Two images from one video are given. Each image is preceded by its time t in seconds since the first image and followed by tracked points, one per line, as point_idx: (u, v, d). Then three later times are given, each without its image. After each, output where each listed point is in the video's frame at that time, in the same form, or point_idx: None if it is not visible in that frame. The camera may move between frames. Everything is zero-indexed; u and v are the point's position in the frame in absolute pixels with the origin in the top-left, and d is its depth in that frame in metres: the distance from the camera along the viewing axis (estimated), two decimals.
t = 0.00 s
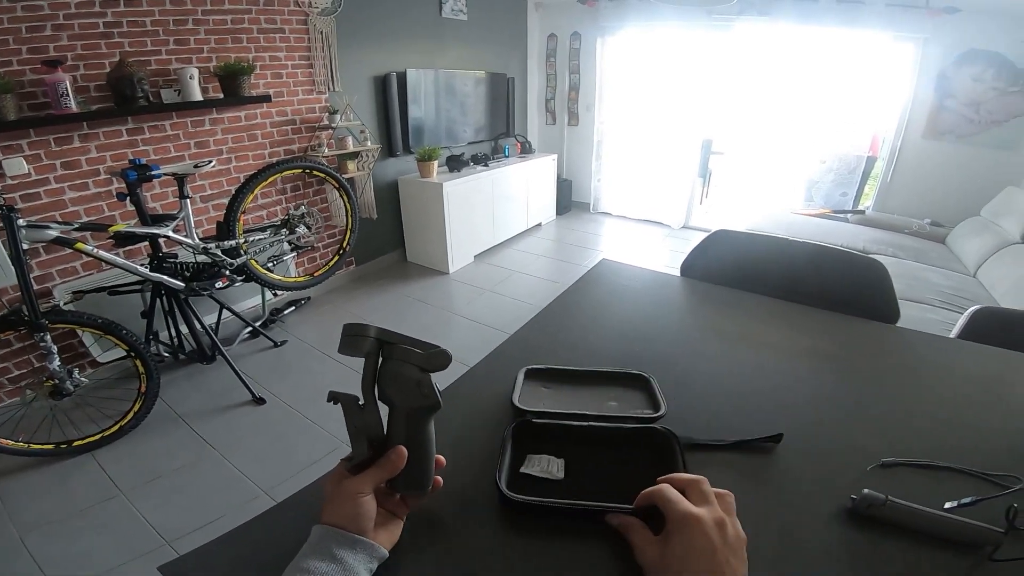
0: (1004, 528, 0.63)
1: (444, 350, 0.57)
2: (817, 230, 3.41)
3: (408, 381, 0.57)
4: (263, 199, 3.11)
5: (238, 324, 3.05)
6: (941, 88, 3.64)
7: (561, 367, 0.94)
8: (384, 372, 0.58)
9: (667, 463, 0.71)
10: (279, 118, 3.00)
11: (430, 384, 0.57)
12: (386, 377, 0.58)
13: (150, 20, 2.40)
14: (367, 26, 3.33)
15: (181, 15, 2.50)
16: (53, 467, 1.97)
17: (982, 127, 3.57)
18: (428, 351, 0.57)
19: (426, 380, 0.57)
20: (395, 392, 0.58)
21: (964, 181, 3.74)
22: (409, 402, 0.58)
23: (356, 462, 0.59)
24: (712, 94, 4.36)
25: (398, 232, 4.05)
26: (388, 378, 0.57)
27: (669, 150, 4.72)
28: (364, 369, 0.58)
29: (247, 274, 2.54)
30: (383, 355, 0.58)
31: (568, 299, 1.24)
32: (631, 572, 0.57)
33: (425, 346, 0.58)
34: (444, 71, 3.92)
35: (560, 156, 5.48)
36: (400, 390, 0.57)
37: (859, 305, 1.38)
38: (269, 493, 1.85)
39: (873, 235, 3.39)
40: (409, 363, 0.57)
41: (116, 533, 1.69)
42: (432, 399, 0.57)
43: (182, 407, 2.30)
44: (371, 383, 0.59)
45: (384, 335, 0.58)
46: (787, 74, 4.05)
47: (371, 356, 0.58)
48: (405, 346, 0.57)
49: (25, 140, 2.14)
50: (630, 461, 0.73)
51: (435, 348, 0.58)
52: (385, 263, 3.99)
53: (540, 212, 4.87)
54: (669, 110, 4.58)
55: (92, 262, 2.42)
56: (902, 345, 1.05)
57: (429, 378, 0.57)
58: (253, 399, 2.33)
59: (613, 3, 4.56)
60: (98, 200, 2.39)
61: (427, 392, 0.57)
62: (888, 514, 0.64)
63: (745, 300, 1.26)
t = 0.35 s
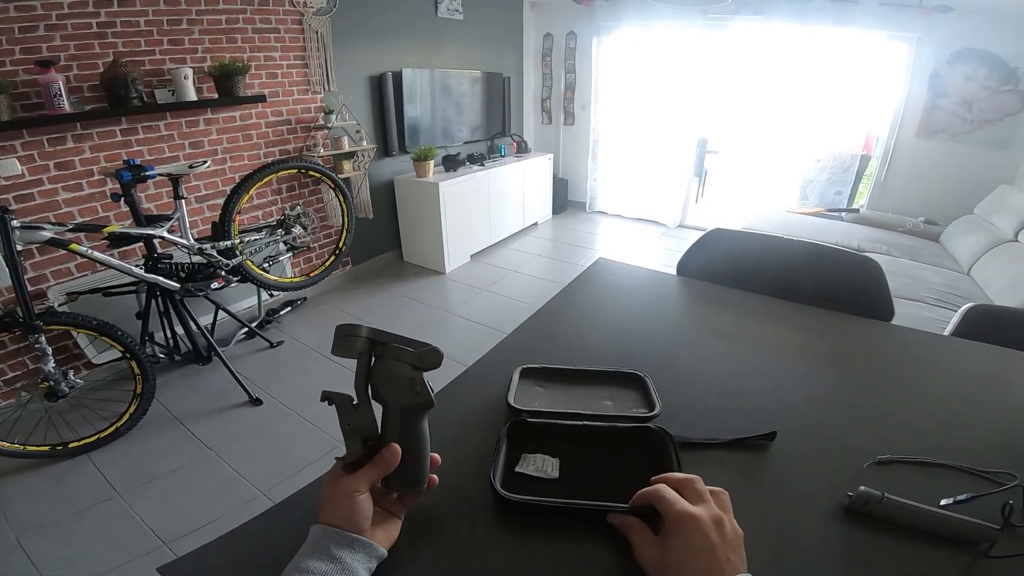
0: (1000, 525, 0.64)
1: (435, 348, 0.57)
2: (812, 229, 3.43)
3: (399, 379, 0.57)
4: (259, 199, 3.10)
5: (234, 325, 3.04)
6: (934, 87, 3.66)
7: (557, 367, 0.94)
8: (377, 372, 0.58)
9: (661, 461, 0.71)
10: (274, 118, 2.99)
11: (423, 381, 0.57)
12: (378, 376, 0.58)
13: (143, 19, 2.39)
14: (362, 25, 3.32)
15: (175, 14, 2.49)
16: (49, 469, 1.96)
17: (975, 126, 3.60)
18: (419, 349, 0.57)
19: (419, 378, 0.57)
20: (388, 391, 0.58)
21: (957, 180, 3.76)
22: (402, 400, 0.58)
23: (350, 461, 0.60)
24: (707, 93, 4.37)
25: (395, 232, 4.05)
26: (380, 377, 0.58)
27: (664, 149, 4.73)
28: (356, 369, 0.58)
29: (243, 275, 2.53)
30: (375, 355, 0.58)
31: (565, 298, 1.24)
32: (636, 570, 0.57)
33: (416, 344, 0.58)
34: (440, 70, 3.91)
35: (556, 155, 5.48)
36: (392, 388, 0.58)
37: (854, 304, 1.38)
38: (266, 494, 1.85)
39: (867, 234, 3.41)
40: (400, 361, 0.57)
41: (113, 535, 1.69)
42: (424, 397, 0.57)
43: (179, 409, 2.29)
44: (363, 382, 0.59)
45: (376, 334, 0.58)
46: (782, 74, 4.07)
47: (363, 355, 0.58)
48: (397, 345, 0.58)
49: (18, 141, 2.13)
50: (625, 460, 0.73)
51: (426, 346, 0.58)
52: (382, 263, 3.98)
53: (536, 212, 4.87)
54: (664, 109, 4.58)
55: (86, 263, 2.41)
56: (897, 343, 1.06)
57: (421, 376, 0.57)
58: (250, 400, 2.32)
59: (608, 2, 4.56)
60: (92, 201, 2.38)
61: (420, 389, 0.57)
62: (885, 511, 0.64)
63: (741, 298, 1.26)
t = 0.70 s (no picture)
0: (999, 525, 0.64)
1: (432, 350, 0.57)
2: (810, 230, 3.44)
3: (397, 380, 0.57)
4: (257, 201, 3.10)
5: (232, 326, 3.03)
6: (931, 88, 3.68)
7: (525, 373, 0.93)
8: (374, 374, 0.58)
9: (641, 467, 0.71)
10: (272, 119, 2.99)
11: (420, 383, 0.58)
12: (376, 379, 0.58)
13: (142, 20, 2.39)
14: (361, 26, 3.33)
15: (174, 15, 2.49)
16: (46, 471, 1.95)
17: (972, 127, 3.62)
18: (417, 351, 0.58)
19: (416, 379, 0.58)
20: (385, 393, 0.58)
21: (954, 181, 3.78)
22: (399, 402, 0.58)
23: (349, 462, 0.60)
24: (705, 95, 4.38)
25: (393, 234, 4.05)
26: (378, 379, 0.58)
27: (662, 150, 4.74)
28: (354, 371, 0.59)
29: (242, 276, 2.53)
30: (373, 357, 0.59)
31: (564, 300, 1.25)
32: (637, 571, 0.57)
33: (413, 347, 0.58)
34: (439, 71, 3.92)
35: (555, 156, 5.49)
36: (390, 390, 0.58)
37: (851, 305, 1.39)
38: (265, 495, 1.84)
39: (865, 235, 3.42)
40: (398, 363, 0.58)
41: (111, 537, 1.68)
42: (423, 398, 0.58)
43: (177, 410, 2.28)
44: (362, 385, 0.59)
45: (374, 337, 0.58)
46: (780, 75, 4.09)
47: (361, 358, 0.58)
48: (394, 348, 0.58)
49: (16, 142, 2.13)
50: (604, 465, 0.73)
51: (423, 348, 0.58)
52: (380, 264, 3.98)
53: (534, 213, 4.88)
54: (663, 110, 4.60)
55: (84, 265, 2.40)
56: (895, 345, 1.06)
57: (418, 377, 0.57)
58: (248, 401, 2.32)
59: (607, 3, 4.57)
60: (90, 202, 2.38)
61: (418, 391, 0.58)
62: (884, 511, 0.64)
63: (738, 300, 1.26)
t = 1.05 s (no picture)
0: (986, 525, 0.65)
1: (438, 358, 0.58)
2: (804, 232, 3.46)
3: (403, 388, 0.58)
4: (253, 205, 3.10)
5: (228, 332, 3.02)
6: (923, 90, 3.72)
7: (521, 376, 0.94)
8: (381, 382, 0.59)
9: (632, 470, 0.72)
10: (268, 124, 2.99)
11: (426, 390, 0.58)
12: (383, 386, 0.59)
13: (138, 24, 2.39)
14: (357, 30, 3.34)
15: (169, 19, 2.49)
16: (41, 476, 1.94)
17: (963, 128, 3.67)
18: (422, 359, 0.58)
19: (422, 387, 0.58)
20: (392, 399, 0.59)
21: (946, 182, 3.83)
22: (406, 408, 0.58)
23: (355, 466, 0.60)
24: (700, 97, 4.41)
25: (389, 238, 4.05)
26: (385, 386, 0.59)
27: (657, 153, 4.77)
28: (361, 378, 0.59)
29: (238, 281, 2.53)
30: (380, 364, 0.60)
31: (559, 303, 1.25)
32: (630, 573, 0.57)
33: (419, 355, 0.59)
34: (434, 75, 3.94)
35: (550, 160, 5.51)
36: (397, 397, 0.59)
37: (844, 307, 1.40)
38: (262, 499, 1.84)
39: (859, 237, 3.45)
40: (403, 370, 0.58)
41: (107, 542, 1.67)
42: (428, 405, 0.58)
43: (172, 415, 2.27)
44: (369, 391, 0.60)
45: (381, 345, 0.60)
46: (773, 77, 4.12)
47: (368, 365, 0.59)
48: (401, 356, 0.59)
49: (11, 147, 2.12)
50: (596, 469, 0.73)
51: (429, 356, 0.59)
52: (376, 268, 3.98)
53: (530, 217, 4.89)
54: (658, 113, 4.63)
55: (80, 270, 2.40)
56: (886, 346, 1.07)
57: (424, 385, 0.58)
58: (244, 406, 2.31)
59: (602, 6, 4.61)
60: (86, 207, 2.37)
61: (424, 397, 0.58)
62: (874, 513, 0.65)
63: (732, 302, 1.28)
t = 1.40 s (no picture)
0: (990, 530, 0.63)
1: (442, 363, 0.58)
2: (803, 235, 3.47)
3: (408, 392, 0.58)
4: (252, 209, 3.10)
5: (227, 335, 3.01)
6: (919, 92, 3.74)
7: (522, 380, 0.94)
8: (385, 386, 0.59)
9: (632, 473, 0.71)
10: (267, 127, 3.00)
11: (430, 395, 0.58)
12: (387, 391, 0.59)
13: (136, 27, 2.40)
14: (357, 33, 3.35)
15: (168, 22, 2.50)
16: (38, 480, 1.92)
17: (960, 130, 3.69)
18: (426, 364, 0.58)
19: (426, 392, 0.58)
20: (397, 403, 0.59)
21: (943, 184, 3.84)
22: (410, 412, 0.58)
23: (358, 471, 0.60)
24: (697, 100, 4.43)
25: (388, 242, 4.05)
26: (389, 390, 0.58)
27: (656, 156, 4.78)
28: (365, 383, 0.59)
29: (237, 285, 2.53)
30: (384, 369, 0.59)
31: (559, 306, 1.25)
32: None
33: (422, 359, 0.59)
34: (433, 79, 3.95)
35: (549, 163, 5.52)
36: (401, 401, 0.58)
37: (843, 309, 1.40)
38: (262, 503, 1.83)
39: (856, 239, 3.45)
40: (407, 375, 0.58)
41: (105, 545, 1.66)
42: (432, 409, 0.58)
43: (171, 419, 2.26)
44: (373, 396, 0.59)
45: (385, 350, 0.59)
46: (770, 79, 4.14)
47: (371, 369, 0.59)
48: (405, 360, 0.59)
49: (10, 150, 2.12)
50: (595, 472, 0.73)
51: (433, 361, 0.59)
52: (375, 272, 3.97)
53: (529, 220, 4.90)
54: (656, 116, 4.64)
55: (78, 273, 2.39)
56: (886, 348, 1.08)
57: (428, 389, 0.58)
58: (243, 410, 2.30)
59: (600, 9, 4.63)
60: (84, 210, 2.37)
61: (427, 402, 0.58)
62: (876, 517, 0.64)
63: (731, 305, 1.28)
